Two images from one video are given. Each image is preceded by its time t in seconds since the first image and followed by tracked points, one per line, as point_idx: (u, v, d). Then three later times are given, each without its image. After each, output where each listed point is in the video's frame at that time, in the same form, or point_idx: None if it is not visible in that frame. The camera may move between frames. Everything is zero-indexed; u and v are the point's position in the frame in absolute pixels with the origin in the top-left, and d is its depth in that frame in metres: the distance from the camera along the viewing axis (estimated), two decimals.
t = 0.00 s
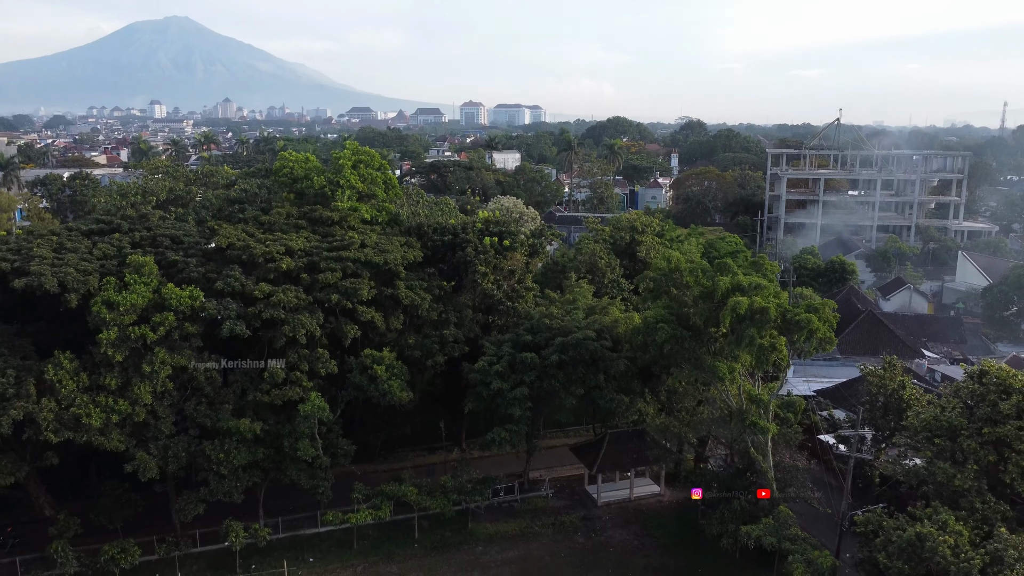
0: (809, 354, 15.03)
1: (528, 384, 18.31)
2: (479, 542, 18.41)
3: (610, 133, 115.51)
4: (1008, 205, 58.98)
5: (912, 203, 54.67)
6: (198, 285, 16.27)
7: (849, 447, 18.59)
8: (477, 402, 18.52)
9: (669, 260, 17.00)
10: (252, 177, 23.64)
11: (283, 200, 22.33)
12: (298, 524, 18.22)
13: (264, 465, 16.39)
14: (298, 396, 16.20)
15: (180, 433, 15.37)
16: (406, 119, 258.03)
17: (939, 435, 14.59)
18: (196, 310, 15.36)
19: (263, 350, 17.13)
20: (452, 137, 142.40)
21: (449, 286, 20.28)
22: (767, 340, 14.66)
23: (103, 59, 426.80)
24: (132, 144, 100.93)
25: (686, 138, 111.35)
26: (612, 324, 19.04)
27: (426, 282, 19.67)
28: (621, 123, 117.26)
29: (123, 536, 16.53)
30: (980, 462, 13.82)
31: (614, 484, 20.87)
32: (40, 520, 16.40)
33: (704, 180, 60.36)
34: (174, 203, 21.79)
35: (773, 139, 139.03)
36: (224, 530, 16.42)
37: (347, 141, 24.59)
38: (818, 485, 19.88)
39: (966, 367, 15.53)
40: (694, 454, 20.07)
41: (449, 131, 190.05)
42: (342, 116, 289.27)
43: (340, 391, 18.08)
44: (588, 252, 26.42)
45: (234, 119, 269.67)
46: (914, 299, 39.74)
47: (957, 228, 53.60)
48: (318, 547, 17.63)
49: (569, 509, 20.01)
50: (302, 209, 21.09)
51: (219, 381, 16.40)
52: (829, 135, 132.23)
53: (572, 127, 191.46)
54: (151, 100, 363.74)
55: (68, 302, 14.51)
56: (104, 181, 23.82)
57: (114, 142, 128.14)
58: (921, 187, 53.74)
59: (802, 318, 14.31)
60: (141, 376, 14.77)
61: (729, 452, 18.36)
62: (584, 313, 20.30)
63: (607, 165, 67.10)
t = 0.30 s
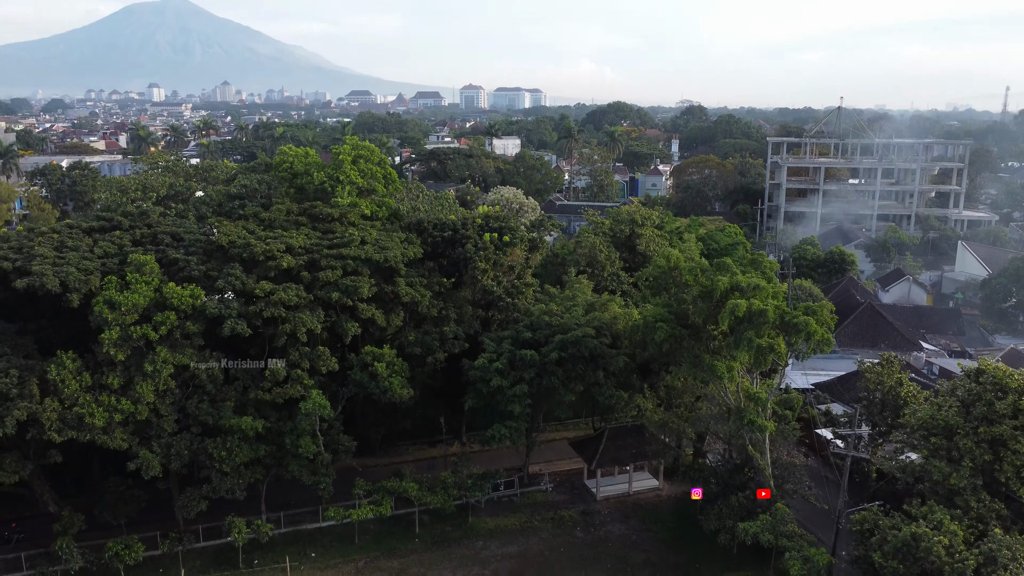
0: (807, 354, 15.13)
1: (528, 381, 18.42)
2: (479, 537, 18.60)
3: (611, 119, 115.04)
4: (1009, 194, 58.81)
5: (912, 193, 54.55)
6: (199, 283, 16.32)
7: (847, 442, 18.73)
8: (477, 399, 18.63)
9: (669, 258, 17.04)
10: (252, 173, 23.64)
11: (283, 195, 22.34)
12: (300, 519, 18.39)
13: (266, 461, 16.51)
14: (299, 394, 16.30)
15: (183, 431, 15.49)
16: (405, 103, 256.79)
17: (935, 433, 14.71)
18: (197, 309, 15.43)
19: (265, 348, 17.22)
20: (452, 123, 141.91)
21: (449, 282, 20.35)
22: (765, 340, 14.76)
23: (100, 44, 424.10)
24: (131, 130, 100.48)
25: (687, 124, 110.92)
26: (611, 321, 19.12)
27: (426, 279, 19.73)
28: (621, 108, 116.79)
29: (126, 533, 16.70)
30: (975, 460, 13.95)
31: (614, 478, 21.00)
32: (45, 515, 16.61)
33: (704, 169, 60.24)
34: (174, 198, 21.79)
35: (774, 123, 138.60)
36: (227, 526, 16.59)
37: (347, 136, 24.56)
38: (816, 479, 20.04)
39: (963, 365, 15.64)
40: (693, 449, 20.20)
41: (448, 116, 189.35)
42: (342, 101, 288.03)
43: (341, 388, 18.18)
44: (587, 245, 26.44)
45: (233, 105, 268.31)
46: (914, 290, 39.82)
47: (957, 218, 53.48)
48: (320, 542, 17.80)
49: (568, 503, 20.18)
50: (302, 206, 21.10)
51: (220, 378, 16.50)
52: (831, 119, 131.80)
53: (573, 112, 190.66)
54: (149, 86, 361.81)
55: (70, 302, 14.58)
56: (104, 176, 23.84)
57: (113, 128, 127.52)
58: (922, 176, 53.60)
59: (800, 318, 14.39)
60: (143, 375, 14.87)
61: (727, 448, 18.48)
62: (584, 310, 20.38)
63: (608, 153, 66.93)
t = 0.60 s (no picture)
0: (806, 354, 15.22)
1: (528, 378, 18.53)
2: (479, 532, 18.78)
3: (611, 105, 114.65)
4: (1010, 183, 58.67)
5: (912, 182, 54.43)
6: (200, 282, 16.38)
7: (844, 438, 18.87)
8: (477, 395, 18.75)
9: (668, 257, 17.08)
10: (252, 169, 23.65)
11: (283, 191, 22.36)
12: (302, 514, 18.56)
13: (269, 458, 16.64)
14: (301, 392, 16.41)
15: (185, 429, 15.61)
16: (405, 87, 255.08)
17: (932, 432, 14.84)
18: (198, 308, 15.49)
19: (266, 346, 17.31)
20: (452, 107, 141.27)
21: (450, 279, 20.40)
22: (764, 340, 14.85)
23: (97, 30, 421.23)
24: (130, 116, 99.98)
25: (688, 109, 110.38)
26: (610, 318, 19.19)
27: (426, 276, 19.77)
28: (621, 93, 116.39)
29: (130, 528, 16.90)
30: (971, 459, 14.09)
31: (613, 473, 21.16)
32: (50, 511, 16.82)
33: (705, 157, 60.06)
34: (174, 194, 21.81)
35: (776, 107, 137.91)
36: (229, 522, 16.75)
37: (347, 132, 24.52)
38: (813, 473, 20.24)
39: (960, 363, 15.73)
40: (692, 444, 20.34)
41: (448, 99, 188.19)
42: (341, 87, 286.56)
43: (342, 385, 18.29)
44: (587, 238, 26.45)
45: (232, 88, 266.82)
46: (914, 282, 39.92)
47: (957, 207, 53.33)
48: (322, 537, 18.00)
49: (567, 498, 20.36)
50: (302, 203, 21.12)
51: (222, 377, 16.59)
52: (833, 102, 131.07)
53: (573, 96, 189.57)
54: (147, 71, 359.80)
55: (73, 302, 14.66)
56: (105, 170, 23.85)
57: (111, 113, 126.86)
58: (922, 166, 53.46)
59: (798, 319, 14.46)
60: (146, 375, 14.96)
61: (726, 444, 18.62)
62: (583, 306, 20.45)
63: (608, 141, 66.72)
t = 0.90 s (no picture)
0: (803, 356, 15.34)
1: (527, 374, 18.63)
2: (480, 526, 18.96)
3: (611, 90, 114.29)
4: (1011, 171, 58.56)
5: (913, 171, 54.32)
6: (201, 281, 16.45)
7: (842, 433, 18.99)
8: (477, 392, 18.86)
9: (668, 255, 17.12)
10: (253, 165, 23.68)
11: (283, 187, 22.40)
12: (304, 509, 18.74)
13: (270, 455, 16.77)
14: (302, 390, 16.50)
15: (188, 427, 15.73)
16: (404, 71, 253.52)
17: (929, 430, 14.95)
18: (200, 306, 15.55)
19: (267, 344, 17.38)
20: (452, 92, 140.56)
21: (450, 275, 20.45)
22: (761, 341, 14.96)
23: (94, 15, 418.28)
24: (128, 102, 99.48)
25: (688, 94, 109.87)
26: (610, 315, 19.28)
27: (426, 273, 19.81)
28: (621, 78, 116.13)
29: (134, 524, 17.09)
30: (967, 459, 14.20)
31: (612, 466, 21.32)
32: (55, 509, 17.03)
33: (705, 146, 59.86)
34: (175, 191, 21.85)
35: (777, 91, 137.28)
36: (232, 518, 16.93)
37: (347, 127, 24.49)
38: (810, 467, 20.44)
39: (957, 362, 15.84)
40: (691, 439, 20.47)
41: (448, 84, 187.21)
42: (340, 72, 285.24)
43: (343, 382, 18.39)
44: (587, 231, 26.49)
45: (230, 74, 265.66)
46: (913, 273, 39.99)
47: (957, 196, 53.27)
48: (323, 532, 18.18)
49: (567, 492, 20.53)
50: (302, 200, 21.16)
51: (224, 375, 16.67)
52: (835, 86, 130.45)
53: (573, 80, 188.59)
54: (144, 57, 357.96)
55: (74, 302, 14.75)
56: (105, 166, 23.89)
57: (109, 98, 126.21)
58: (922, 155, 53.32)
59: (796, 321, 14.54)
60: (148, 373, 15.04)
61: (724, 439, 18.76)
62: (583, 302, 20.51)
63: (608, 128, 66.56)
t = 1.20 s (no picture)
0: (801, 358, 15.44)
1: (527, 372, 18.75)
2: (480, 521, 19.17)
3: (612, 75, 113.74)
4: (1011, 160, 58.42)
5: (913, 160, 54.21)
6: (203, 279, 16.52)
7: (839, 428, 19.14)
8: (477, 389, 18.99)
9: (668, 254, 17.17)
10: (253, 160, 23.67)
11: (283, 183, 22.42)
12: (306, 504, 18.92)
13: (273, 452, 16.92)
14: (304, 388, 16.62)
15: (191, 425, 15.87)
16: (405, 54, 252.49)
17: (925, 429, 15.11)
18: (201, 305, 15.63)
19: (268, 342, 17.48)
20: (452, 77, 139.83)
21: (450, 272, 20.52)
22: (760, 341, 15.06)
23: None
24: (127, 89, 98.98)
25: (689, 79, 109.24)
26: (609, 312, 19.36)
27: (426, 270, 19.88)
28: (621, 63, 115.61)
29: (138, 520, 17.28)
30: (963, 458, 14.36)
31: (612, 461, 21.49)
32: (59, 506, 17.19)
33: (705, 134, 59.65)
34: (175, 187, 21.86)
35: (779, 75, 136.45)
36: (236, 514, 17.11)
37: (347, 123, 24.45)
38: (808, 461, 20.62)
39: (953, 360, 15.95)
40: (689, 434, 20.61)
41: (448, 68, 185.98)
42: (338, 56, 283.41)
43: (344, 379, 18.51)
44: (587, 225, 26.54)
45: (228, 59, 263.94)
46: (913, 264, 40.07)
47: (957, 185, 53.20)
48: (326, 527, 18.38)
49: (567, 487, 20.72)
50: (302, 197, 21.18)
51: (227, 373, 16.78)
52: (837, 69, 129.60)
53: (574, 65, 187.29)
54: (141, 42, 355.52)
55: (76, 302, 14.84)
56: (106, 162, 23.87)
57: (107, 83, 125.52)
58: (923, 144, 53.18)
59: (794, 322, 14.63)
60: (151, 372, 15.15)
61: (722, 435, 18.91)
62: (583, 299, 20.59)
63: (608, 117, 66.32)
